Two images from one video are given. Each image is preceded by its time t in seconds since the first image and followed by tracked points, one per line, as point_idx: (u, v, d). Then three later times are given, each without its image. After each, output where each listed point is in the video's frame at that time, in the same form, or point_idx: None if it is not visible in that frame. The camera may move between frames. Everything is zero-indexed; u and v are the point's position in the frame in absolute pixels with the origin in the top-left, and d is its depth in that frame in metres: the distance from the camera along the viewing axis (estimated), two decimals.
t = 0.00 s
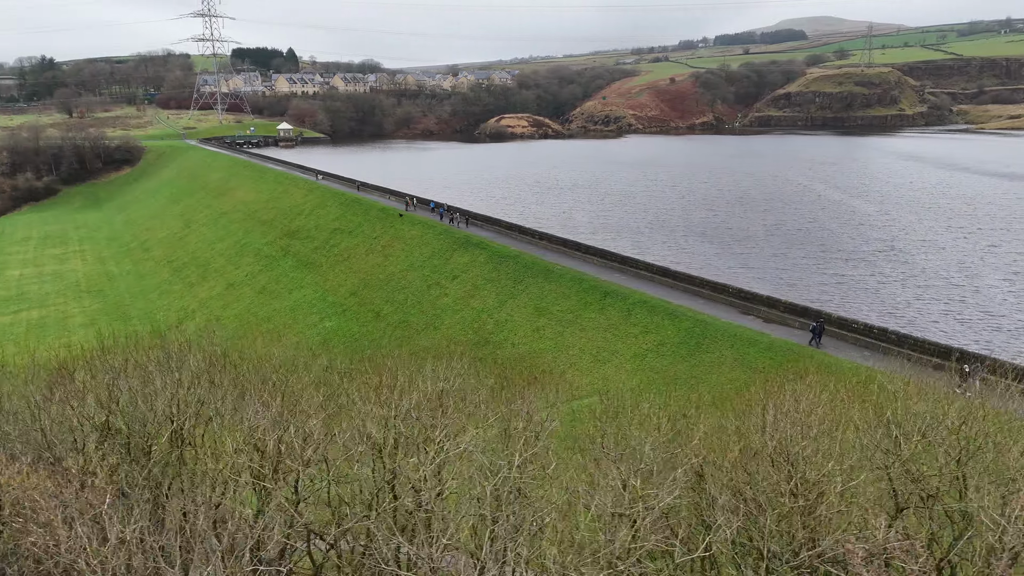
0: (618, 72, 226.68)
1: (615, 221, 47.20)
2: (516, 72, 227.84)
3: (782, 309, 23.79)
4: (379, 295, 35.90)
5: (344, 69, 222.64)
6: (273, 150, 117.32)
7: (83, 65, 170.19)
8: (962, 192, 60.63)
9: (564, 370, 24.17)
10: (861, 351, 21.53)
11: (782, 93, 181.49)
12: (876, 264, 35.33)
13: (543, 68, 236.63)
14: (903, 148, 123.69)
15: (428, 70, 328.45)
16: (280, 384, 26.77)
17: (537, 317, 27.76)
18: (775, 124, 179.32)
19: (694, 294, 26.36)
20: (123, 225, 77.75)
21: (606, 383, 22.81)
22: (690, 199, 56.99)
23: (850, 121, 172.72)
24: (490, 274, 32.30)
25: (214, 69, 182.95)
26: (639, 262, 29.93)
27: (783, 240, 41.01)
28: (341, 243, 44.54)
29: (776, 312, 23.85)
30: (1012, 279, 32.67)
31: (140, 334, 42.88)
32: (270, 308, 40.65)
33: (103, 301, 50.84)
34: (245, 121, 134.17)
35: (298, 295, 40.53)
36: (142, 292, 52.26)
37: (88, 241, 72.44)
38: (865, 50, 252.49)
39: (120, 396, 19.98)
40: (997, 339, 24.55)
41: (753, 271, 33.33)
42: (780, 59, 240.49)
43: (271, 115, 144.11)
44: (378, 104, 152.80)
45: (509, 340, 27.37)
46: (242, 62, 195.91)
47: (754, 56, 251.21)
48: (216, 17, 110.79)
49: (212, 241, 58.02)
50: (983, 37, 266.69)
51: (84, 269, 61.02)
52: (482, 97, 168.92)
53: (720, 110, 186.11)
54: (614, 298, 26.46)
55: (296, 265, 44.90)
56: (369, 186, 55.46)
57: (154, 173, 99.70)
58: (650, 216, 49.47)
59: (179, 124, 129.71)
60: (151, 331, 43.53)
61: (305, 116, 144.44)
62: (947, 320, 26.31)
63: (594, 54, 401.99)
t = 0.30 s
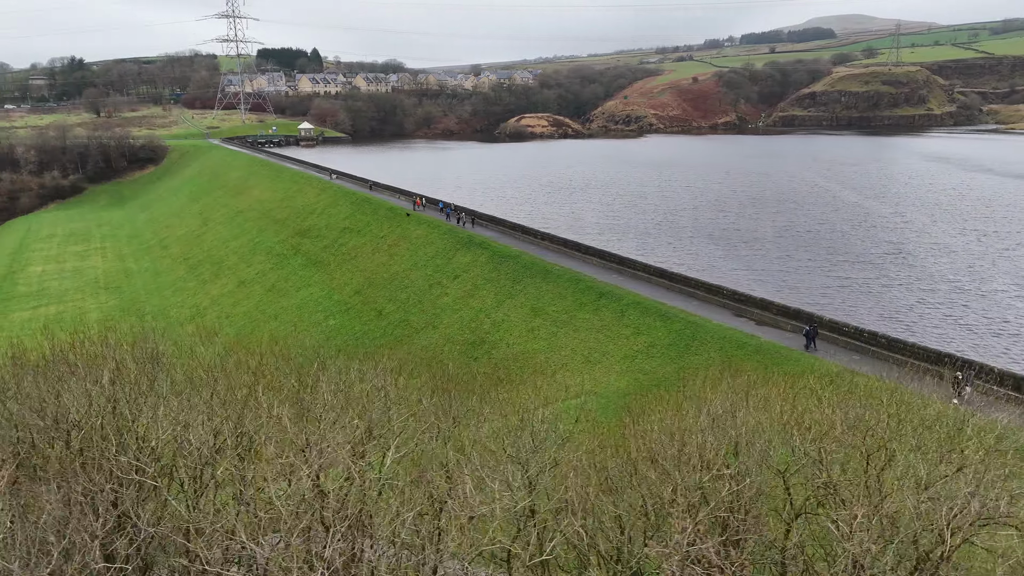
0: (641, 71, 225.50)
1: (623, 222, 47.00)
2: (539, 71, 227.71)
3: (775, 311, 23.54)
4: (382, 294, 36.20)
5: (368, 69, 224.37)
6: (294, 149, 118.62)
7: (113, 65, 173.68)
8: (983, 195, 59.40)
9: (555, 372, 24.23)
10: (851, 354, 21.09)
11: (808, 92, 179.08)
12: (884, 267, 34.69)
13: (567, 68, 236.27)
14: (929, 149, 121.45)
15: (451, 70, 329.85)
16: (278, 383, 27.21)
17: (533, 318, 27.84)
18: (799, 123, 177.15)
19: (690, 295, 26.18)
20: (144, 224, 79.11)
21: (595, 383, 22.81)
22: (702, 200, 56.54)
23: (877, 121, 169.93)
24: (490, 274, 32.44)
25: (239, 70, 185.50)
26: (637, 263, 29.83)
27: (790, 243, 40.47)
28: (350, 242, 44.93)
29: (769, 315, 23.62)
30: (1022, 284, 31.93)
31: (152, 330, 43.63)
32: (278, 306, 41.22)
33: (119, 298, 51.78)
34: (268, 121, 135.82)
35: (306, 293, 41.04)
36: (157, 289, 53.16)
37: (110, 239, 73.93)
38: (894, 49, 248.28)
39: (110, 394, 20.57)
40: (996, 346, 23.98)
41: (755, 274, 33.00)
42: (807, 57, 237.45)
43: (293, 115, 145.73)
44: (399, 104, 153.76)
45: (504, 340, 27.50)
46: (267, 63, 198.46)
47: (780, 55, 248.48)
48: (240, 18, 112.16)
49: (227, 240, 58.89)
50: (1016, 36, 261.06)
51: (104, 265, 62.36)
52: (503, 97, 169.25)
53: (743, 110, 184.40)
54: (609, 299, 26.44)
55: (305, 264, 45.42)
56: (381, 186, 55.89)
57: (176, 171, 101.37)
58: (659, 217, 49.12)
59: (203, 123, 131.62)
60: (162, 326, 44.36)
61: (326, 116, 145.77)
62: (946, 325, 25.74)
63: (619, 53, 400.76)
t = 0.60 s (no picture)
0: (663, 71, 224.17)
1: (630, 222, 46.91)
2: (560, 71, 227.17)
3: (766, 312, 23.32)
4: (385, 293, 36.44)
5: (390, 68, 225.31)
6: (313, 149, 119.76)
7: (139, 65, 176.39)
8: (1005, 197, 58.19)
9: (546, 371, 24.25)
10: (839, 359, 20.77)
11: (833, 92, 176.59)
12: (891, 269, 34.19)
13: (589, 67, 235.58)
14: (955, 150, 119.12)
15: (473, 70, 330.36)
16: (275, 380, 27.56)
17: (528, 317, 27.89)
18: (823, 124, 174.87)
19: (684, 296, 26.04)
20: (164, 222, 80.36)
21: (583, 383, 22.79)
22: (714, 201, 56.09)
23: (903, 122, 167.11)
24: (490, 273, 32.54)
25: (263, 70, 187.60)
26: (635, 263, 29.74)
27: (798, 243, 40.08)
28: (358, 241, 45.29)
29: (760, 316, 23.40)
30: None
31: (163, 327, 44.36)
32: (284, 304, 41.73)
33: (134, 295, 52.73)
34: (289, 121, 137.24)
35: (312, 291, 41.47)
36: (171, 287, 54.03)
37: (131, 237, 75.27)
38: (924, 47, 243.80)
39: (104, 398, 21.04)
40: (994, 351, 23.63)
41: (757, 276, 32.68)
42: (833, 57, 234.19)
43: (314, 115, 147.14)
44: (419, 104, 154.50)
45: (498, 339, 27.58)
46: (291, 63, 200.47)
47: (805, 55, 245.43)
48: (262, 19, 113.31)
49: (242, 238, 59.68)
50: None
51: (123, 263, 63.52)
52: (523, 97, 169.36)
53: (766, 110, 182.55)
54: (603, 299, 26.42)
55: (314, 262, 45.86)
56: (392, 186, 56.28)
57: (198, 170, 102.86)
58: (668, 217, 48.83)
59: (226, 123, 133.34)
60: (175, 323, 45.18)
61: (347, 116, 146.89)
62: (947, 330, 25.37)
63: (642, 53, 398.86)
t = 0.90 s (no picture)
0: (687, 71, 222.56)
1: (638, 223, 46.65)
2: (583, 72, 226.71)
3: (758, 315, 23.09)
4: (388, 292, 36.71)
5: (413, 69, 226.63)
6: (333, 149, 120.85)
7: (166, 66, 179.57)
8: None
9: (534, 370, 24.29)
10: (826, 362, 20.23)
11: (859, 92, 173.66)
12: (897, 272, 33.53)
13: (611, 68, 234.74)
14: (983, 151, 116.43)
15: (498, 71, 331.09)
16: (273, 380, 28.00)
17: (523, 318, 27.92)
18: (849, 125, 172.22)
19: (678, 298, 25.91)
20: (184, 220, 81.56)
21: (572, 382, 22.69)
22: (726, 202, 55.52)
23: (931, 122, 163.83)
24: (490, 272, 32.63)
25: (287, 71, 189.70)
26: (632, 264, 29.68)
27: (805, 246, 39.55)
28: (366, 240, 45.62)
29: (752, 318, 23.14)
30: None
31: (174, 325, 45.22)
32: (292, 302, 42.25)
33: (149, 292, 53.76)
34: (311, 121, 138.62)
35: (319, 290, 41.91)
36: (186, 284, 54.98)
37: (151, 234, 76.62)
38: (956, 46, 238.74)
39: (96, 391, 21.53)
40: (990, 358, 23.02)
41: (758, 279, 32.32)
42: (861, 57, 230.42)
43: (336, 116, 148.51)
44: (440, 105, 155.10)
45: (493, 340, 27.63)
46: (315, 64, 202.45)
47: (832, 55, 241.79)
48: (284, 20, 114.47)
49: (256, 237, 60.50)
50: None
51: (141, 260, 64.73)
52: (544, 97, 169.26)
53: (790, 111, 180.27)
54: (597, 300, 26.36)
55: (322, 261, 46.30)
56: (404, 186, 56.59)
57: (220, 169, 104.35)
58: (677, 218, 48.45)
59: (249, 123, 135.06)
60: (186, 320, 46.07)
61: (368, 116, 147.92)
62: (944, 336, 24.82)
63: (668, 53, 396.43)
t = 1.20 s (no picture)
0: (711, 71, 220.57)
1: (647, 224, 46.27)
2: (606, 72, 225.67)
3: (749, 317, 22.92)
4: (392, 291, 37.05)
5: (436, 69, 227.48)
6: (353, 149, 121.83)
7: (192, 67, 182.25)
8: None
9: (525, 370, 24.33)
10: (813, 364, 19.88)
11: (887, 92, 170.64)
12: (906, 275, 32.87)
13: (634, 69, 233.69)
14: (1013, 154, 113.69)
15: (521, 71, 331.27)
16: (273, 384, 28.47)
17: (519, 318, 28.02)
18: (875, 125, 169.46)
19: (672, 299, 25.86)
20: (205, 219, 82.75)
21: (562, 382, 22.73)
22: (739, 203, 54.95)
23: (960, 123, 160.38)
24: (491, 272, 32.80)
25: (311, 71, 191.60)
26: (630, 265, 29.66)
27: (814, 248, 38.89)
28: (374, 239, 45.99)
29: (744, 321, 22.99)
30: None
31: (187, 323, 46.01)
32: (300, 300, 42.82)
33: (166, 289, 54.71)
34: (333, 122, 139.87)
35: (327, 288, 42.40)
36: (202, 281, 55.87)
37: (172, 233, 77.85)
38: (990, 45, 233.37)
39: (94, 387, 22.04)
40: (991, 364, 22.46)
41: (761, 280, 31.93)
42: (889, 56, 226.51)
43: (357, 116, 149.92)
44: (461, 105, 155.58)
45: (488, 340, 27.76)
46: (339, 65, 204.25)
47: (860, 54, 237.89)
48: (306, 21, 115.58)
49: (271, 236, 61.18)
50: None
51: (160, 258, 65.84)
52: (565, 98, 168.94)
53: (815, 111, 177.88)
54: (592, 301, 26.41)
55: (332, 259, 46.80)
56: (416, 186, 56.87)
57: (241, 169, 105.74)
58: (686, 219, 48.08)
59: (272, 123, 136.68)
60: (199, 319, 46.73)
61: (389, 116, 148.90)
62: (944, 341, 24.29)
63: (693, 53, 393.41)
